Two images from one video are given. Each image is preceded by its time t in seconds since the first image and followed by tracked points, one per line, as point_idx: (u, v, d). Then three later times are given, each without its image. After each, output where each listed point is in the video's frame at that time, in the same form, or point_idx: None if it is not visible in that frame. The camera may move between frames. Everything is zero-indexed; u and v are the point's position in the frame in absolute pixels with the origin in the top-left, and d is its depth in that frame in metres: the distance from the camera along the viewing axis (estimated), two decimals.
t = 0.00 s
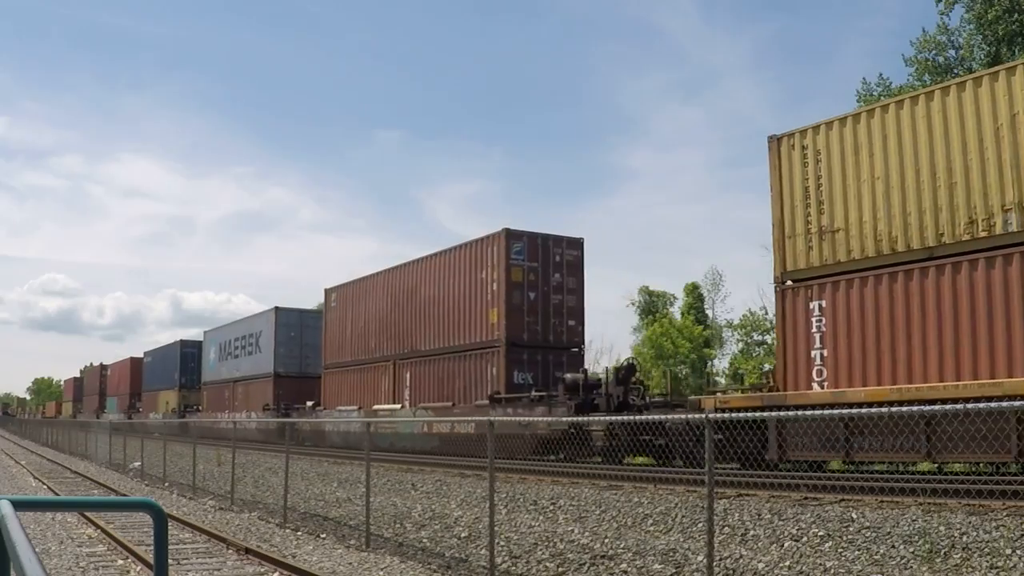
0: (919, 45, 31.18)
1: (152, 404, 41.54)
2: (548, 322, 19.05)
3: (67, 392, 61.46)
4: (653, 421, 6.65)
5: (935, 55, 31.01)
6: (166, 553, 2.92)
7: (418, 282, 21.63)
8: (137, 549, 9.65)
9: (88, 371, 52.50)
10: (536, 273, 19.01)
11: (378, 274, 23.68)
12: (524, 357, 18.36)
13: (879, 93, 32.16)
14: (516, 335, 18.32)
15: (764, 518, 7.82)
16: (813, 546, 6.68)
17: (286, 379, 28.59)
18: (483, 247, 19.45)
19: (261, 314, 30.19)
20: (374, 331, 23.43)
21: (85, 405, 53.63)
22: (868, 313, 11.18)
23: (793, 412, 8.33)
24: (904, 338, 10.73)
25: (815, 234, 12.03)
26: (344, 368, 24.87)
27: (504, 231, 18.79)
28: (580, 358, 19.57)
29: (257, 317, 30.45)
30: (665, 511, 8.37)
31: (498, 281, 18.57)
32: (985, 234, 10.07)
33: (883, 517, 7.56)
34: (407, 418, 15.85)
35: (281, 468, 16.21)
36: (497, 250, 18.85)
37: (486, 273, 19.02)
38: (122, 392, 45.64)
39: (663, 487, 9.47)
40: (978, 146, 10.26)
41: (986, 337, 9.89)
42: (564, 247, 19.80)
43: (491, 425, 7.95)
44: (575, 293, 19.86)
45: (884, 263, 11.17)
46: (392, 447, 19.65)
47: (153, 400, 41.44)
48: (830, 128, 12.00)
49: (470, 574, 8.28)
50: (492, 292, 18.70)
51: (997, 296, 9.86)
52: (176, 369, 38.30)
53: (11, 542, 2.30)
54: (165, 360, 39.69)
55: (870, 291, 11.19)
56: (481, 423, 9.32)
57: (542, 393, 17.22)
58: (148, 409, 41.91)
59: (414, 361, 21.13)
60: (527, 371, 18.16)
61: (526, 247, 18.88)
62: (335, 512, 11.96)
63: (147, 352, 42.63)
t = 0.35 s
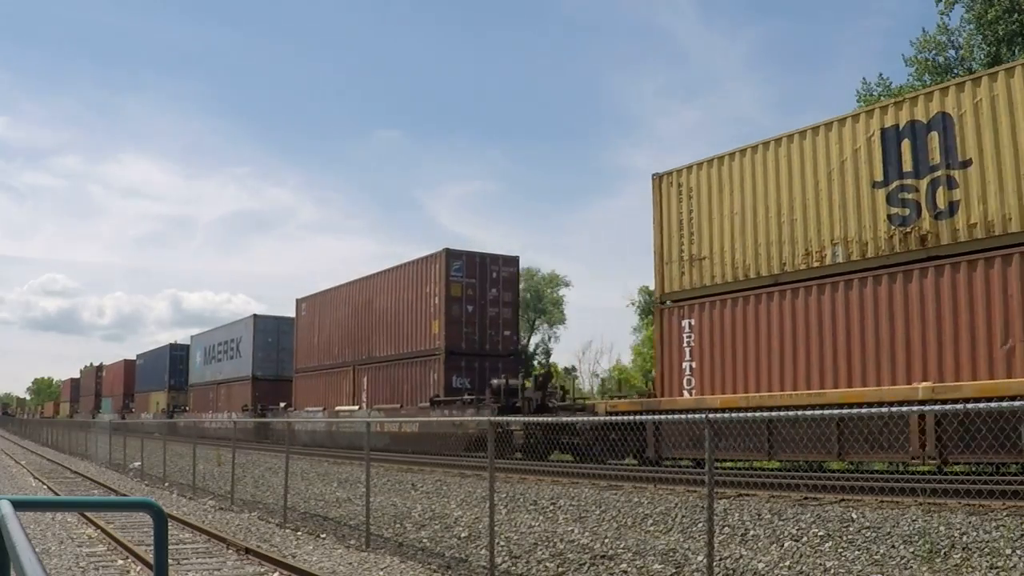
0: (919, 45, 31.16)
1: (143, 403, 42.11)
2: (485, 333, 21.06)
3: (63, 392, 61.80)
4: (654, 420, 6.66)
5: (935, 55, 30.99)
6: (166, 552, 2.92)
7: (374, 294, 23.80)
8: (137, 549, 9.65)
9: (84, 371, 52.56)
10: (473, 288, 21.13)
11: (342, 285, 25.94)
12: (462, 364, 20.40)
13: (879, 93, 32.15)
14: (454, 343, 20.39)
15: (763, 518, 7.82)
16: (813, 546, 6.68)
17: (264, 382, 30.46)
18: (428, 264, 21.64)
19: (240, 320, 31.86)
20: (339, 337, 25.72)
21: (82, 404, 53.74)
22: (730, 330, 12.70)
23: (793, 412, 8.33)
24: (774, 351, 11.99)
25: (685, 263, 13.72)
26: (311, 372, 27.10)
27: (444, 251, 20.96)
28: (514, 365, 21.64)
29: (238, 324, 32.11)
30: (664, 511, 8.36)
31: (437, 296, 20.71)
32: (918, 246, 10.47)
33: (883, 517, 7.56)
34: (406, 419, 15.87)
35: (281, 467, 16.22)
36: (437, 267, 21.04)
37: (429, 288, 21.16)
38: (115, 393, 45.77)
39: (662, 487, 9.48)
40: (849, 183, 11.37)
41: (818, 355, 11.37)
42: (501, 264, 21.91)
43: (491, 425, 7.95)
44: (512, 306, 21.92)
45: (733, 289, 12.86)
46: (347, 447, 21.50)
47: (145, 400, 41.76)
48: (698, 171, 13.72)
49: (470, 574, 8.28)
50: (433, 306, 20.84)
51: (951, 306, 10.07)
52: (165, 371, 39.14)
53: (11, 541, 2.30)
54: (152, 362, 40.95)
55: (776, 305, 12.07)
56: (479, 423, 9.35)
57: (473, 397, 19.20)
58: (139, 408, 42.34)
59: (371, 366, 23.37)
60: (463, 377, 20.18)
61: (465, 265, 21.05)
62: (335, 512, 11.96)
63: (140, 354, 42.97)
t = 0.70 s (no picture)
0: (919, 45, 31.17)
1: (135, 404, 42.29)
2: (433, 341, 23.77)
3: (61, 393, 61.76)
4: (654, 421, 6.67)
5: (935, 55, 31.00)
6: (166, 552, 2.92)
7: (338, 306, 26.36)
8: (137, 549, 9.64)
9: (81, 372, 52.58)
10: (422, 301, 23.85)
11: (309, 296, 28.50)
12: (411, 369, 23.14)
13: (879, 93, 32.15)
14: (404, 350, 23.10)
15: (764, 518, 7.81)
16: (813, 546, 6.68)
17: (244, 384, 31.90)
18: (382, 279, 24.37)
19: (223, 325, 33.12)
20: (307, 344, 28.31)
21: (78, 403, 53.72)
22: (624, 342, 14.94)
23: (793, 412, 8.32)
24: (657, 359, 14.24)
25: (587, 281, 16.26)
26: (285, 376, 29.57)
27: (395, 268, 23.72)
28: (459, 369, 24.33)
29: (220, 328, 33.32)
30: (665, 511, 8.37)
31: (390, 307, 23.38)
32: (873, 254, 11.32)
33: (883, 517, 7.56)
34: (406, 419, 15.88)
35: (281, 467, 16.23)
36: (389, 282, 23.75)
37: (382, 301, 23.79)
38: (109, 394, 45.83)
39: (662, 487, 9.49)
40: (714, 217, 13.59)
41: (691, 361, 13.60)
42: (448, 279, 24.64)
43: (491, 425, 7.95)
44: (458, 316, 24.63)
45: (623, 307, 15.26)
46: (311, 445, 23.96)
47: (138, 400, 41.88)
48: (593, 204, 16.34)
49: (470, 574, 8.28)
50: (386, 317, 23.44)
51: (936, 306, 10.47)
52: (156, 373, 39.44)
53: (11, 541, 2.30)
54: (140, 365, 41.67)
55: (658, 320, 14.32)
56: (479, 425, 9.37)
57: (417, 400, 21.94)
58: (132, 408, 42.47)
59: (336, 370, 25.94)
60: (411, 381, 22.91)
61: (415, 279, 23.79)
62: (335, 512, 11.96)
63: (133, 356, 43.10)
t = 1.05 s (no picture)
0: (919, 45, 31.18)
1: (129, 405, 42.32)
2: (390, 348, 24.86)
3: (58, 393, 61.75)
4: (656, 421, 6.65)
5: (935, 55, 31.01)
6: (166, 552, 2.93)
7: (303, 314, 27.36)
8: (137, 549, 9.64)
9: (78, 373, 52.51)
10: (380, 311, 24.92)
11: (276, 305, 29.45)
12: (370, 373, 24.24)
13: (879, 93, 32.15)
14: (363, 356, 24.19)
15: (764, 518, 7.81)
16: (813, 546, 6.69)
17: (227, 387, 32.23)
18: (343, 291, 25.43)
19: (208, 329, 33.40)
20: (273, 350, 29.24)
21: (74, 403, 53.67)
22: (539, 350, 17.03)
23: (792, 411, 8.32)
24: (565, 366, 16.30)
25: (510, 297, 18.35)
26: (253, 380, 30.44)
27: (355, 281, 24.76)
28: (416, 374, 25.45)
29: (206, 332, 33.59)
30: (665, 511, 8.37)
31: (351, 317, 24.44)
32: (730, 279, 13.40)
33: (883, 517, 7.56)
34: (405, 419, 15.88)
35: (281, 468, 16.22)
36: (349, 293, 24.79)
37: (344, 311, 24.86)
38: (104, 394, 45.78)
39: (662, 487, 9.50)
40: (610, 244, 15.73)
41: (592, 369, 15.59)
42: (405, 290, 25.75)
43: (491, 425, 7.95)
44: (415, 325, 25.75)
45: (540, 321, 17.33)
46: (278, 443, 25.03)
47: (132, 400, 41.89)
48: (516, 229, 18.48)
49: (470, 574, 8.29)
50: (348, 326, 24.50)
51: (778, 322, 12.58)
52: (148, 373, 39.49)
53: (11, 542, 2.30)
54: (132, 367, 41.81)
55: (566, 333, 16.42)
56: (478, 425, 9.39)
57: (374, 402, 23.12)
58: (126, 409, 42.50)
59: (302, 375, 26.94)
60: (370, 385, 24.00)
61: (374, 291, 24.80)
62: (335, 512, 11.96)
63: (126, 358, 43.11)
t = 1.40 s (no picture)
0: (919, 45, 31.19)
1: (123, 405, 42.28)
2: (353, 353, 25.23)
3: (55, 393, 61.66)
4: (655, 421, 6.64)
5: (934, 55, 31.02)
6: (166, 552, 2.92)
7: (274, 321, 27.75)
8: (137, 549, 9.64)
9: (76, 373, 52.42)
10: (345, 318, 25.30)
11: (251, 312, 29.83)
12: (336, 377, 24.61)
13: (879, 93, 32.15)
14: (328, 360, 24.60)
15: (764, 518, 7.81)
16: (813, 546, 6.69)
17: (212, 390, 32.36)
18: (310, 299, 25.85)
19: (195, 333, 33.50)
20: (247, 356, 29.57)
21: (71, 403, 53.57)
22: (473, 356, 19.32)
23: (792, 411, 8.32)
24: (493, 370, 18.61)
25: (448, 310, 20.72)
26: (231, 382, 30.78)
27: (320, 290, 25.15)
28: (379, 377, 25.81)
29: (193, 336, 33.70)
30: (665, 511, 8.37)
31: (318, 324, 24.88)
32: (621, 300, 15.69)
33: (883, 517, 7.56)
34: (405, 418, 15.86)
35: (281, 468, 16.20)
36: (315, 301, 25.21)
37: (311, 318, 25.31)
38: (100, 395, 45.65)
39: (662, 487, 9.50)
40: (528, 265, 18.06)
41: (515, 375, 17.88)
42: (367, 299, 26.20)
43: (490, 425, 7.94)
44: (377, 332, 26.17)
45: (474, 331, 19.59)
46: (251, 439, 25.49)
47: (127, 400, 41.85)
48: (455, 249, 20.78)
49: (470, 574, 8.29)
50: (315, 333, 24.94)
51: (656, 336, 14.84)
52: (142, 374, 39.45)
53: (10, 542, 2.30)
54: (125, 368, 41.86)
55: (494, 341, 18.72)
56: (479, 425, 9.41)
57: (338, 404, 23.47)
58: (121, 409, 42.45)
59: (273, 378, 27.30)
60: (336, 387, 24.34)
61: (339, 301, 25.21)
62: (335, 512, 11.96)
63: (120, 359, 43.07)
